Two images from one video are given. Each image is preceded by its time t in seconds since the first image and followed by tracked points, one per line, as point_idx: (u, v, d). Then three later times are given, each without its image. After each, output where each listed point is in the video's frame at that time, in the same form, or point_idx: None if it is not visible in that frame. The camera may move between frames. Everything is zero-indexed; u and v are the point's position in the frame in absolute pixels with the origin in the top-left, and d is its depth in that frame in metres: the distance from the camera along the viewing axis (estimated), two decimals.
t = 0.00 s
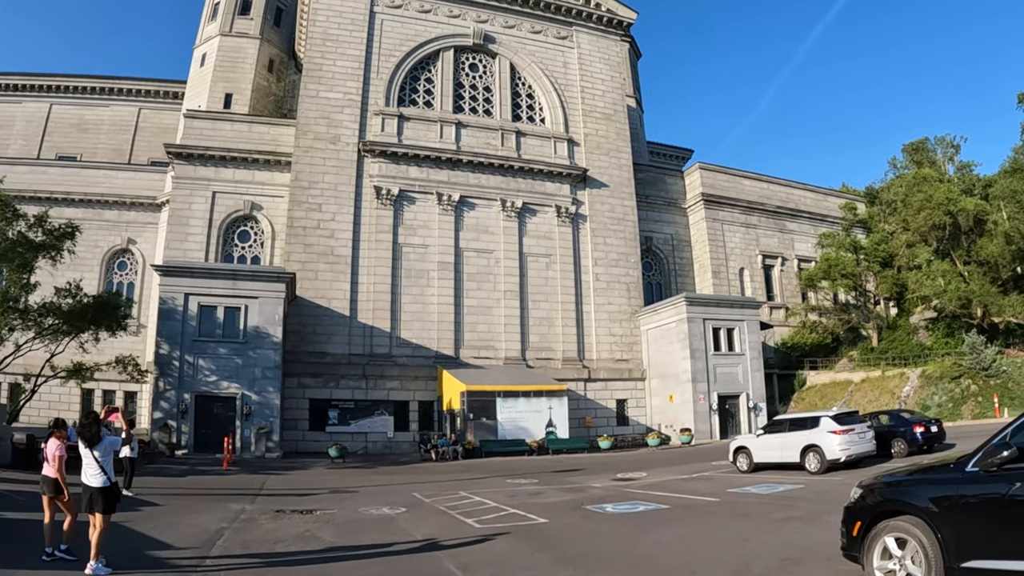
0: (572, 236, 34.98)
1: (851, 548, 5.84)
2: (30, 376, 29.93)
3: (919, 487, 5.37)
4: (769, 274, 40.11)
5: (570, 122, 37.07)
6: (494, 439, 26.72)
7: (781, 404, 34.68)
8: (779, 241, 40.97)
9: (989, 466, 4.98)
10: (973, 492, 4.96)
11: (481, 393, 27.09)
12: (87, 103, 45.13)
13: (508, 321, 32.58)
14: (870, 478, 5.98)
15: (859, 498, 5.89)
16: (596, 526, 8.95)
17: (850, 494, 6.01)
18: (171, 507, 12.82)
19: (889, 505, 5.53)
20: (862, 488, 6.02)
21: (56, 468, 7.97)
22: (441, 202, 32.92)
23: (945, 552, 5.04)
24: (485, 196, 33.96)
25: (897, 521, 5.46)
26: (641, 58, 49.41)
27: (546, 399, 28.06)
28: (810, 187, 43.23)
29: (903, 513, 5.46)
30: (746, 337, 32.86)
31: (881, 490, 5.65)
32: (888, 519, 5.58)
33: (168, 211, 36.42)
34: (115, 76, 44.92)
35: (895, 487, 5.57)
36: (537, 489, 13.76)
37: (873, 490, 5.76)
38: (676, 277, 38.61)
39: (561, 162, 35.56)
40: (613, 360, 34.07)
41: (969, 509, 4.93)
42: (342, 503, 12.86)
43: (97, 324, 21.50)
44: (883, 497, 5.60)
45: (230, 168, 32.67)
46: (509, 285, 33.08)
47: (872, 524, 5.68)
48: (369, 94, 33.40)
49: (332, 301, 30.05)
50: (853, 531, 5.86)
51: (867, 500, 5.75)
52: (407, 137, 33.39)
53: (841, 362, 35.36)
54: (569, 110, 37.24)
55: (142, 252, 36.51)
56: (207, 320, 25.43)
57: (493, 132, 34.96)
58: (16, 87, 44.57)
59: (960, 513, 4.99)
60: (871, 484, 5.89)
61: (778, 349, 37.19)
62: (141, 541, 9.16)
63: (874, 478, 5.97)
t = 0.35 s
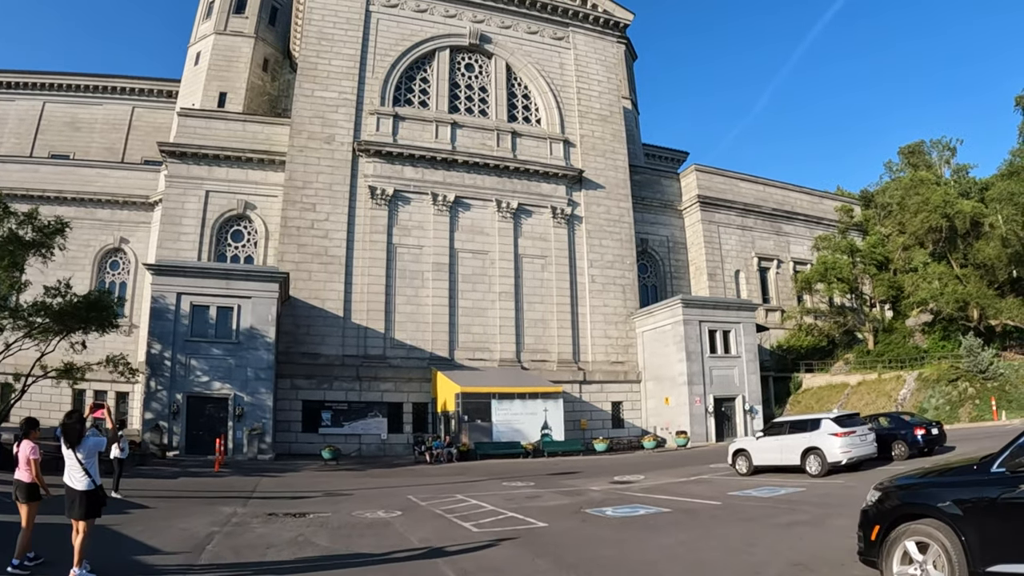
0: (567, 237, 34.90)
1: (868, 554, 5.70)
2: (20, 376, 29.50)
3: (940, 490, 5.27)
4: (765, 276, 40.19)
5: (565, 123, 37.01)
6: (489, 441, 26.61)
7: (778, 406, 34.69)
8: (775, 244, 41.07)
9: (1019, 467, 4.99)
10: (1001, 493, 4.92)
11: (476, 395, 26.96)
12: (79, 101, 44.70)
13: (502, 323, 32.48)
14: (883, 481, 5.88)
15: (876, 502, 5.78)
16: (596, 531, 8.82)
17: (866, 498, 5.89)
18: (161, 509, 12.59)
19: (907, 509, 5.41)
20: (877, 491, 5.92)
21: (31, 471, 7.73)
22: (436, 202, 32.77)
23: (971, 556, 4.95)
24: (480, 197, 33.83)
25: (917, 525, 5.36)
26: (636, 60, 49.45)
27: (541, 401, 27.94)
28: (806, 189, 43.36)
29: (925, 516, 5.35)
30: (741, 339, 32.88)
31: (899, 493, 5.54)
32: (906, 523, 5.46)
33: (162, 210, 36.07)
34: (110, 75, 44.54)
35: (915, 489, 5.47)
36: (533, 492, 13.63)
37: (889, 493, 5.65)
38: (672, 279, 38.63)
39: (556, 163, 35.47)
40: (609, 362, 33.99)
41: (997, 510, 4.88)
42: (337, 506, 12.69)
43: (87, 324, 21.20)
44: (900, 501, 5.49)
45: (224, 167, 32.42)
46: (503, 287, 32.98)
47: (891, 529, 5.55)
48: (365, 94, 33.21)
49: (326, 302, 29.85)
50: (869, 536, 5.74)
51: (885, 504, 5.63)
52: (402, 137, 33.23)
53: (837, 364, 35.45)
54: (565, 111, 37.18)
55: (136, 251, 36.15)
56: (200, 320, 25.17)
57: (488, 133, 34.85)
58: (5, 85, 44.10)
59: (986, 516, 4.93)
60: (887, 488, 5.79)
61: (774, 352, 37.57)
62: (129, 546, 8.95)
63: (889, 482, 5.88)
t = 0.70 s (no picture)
0: (556, 238, 34.81)
1: (880, 560, 5.64)
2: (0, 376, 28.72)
3: (954, 494, 5.24)
4: (753, 278, 40.44)
5: (555, 123, 36.93)
6: (477, 442, 26.46)
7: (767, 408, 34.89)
8: (764, 246, 41.33)
9: None
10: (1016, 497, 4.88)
11: (464, 396, 26.75)
12: (68, 98, 43.65)
13: (490, 324, 32.27)
14: (893, 487, 5.85)
15: (887, 508, 5.73)
16: (590, 535, 8.68)
17: (877, 503, 5.85)
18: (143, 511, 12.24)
19: (920, 514, 5.37)
20: (888, 497, 5.88)
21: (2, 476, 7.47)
22: (425, 201, 32.49)
23: (988, 562, 4.90)
24: (469, 196, 33.63)
25: (932, 530, 5.30)
26: (626, 61, 49.51)
27: (529, 402, 27.79)
28: (796, 192, 43.71)
29: (937, 521, 5.32)
30: (731, 341, 33.02)
31: (911, 498, 5.50)
32: (919, 528, 5.42)
33: (148, 207, 35.32)
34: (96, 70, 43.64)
35: (927, 494, 5.44)
36: (524, 495, 13.47)
37: (901, 499, 5.61)
38: (661, 280, 38.70)
39: (546, 163, 35.38)
40: (597, 363, 33.95)
41: (1011, 513, 4.85)
42: (325, 509, 12.43)
43: (70, 321, 20.63)
44: (912, 506, 5.45)
45: (211, 163, 31.87)
46: (492, 287, 32.79)
47: (903, 534, 5.51)
48: (354, 92, 32.86)
49: (313, 301, 29.47)
50: (881, 542, 5.67)
51: (897, 510, 5.58)
52: (391, 135, 32.91)
53: (826, 367, 35.77)
54: (555, 111, 37.11)
55: (122, 249, 35.37)
56: (185, 318, 24.69)
57: (477, 132, 34.65)
58: None
59: (1001, 519, 4.89)
60: (898, 493, 5.75)
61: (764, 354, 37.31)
62: (106, 551, 8.64)
63: (899, 486, 5.85)
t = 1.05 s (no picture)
0: (539, 236, 34.66)
1: (888, 562, 5.58)
2: None
3: (966, 496, 5.22)
4: (736, 279, 40.84)
5: (539, 120, 36.77)
6: (459, 440, 26.20)
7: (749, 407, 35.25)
8: (746, 246, 41.77)
9: None
10: None
11: (446, 394, 26.46)
12: (46, 89, 42.14)
13: (472, 321, 31.99)
14: (899, 488, 5.81)
15: (895, 510, 5.69)
16: (583, 537, 8.53)
17: (884, 505, 5.80)
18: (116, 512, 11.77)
19: (933, 516, 5.33)
20: (893, 498, 5.84)
21: None
22: (407, 197, 32.06)
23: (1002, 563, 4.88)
24: (453, 192, 33.29)
25: (944, 531, 5.27)
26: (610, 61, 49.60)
27: (511, 401, 27.62)
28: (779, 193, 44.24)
29: (948, 522, 5.29)
30: (713, 341, 33.26)
31: (922, 500, 5.46)
32: (930, 530, 5.38)
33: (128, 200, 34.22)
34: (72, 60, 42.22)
35: (937, 495, 5.40)
36: (510, 495, 13.29)
37: (910, 500, 5.57)
38: (644, 279, 38.84)
39: (530, 161, 35.22)
40: (579, 362, 33.93)
41: None
42: (307, 509, 12.10)
43: (45, 316, 19.88)
44: (923, 508, 5.42)
45: (192, 157, 31.03)
46: (474, 285, 32.51)
47: (913, 536, 5.47)
48: (336, 85, 32.29)
49: (293, 297, 28.90)
50: (890, 545, 5.62)
51: (906, 512, 5.54)
52: (373, 130, 32.42)
53: (807, 367, 36.28)
54: (539, 108, 36.95)
55: (101, 242, 34.22)
56: (163, 313, 23.99)
57: (461, 128, 34.34)
58: None
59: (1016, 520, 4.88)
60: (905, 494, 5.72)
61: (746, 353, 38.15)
62: (77, 555, 8.23)
63: (905, 487, 5.82)
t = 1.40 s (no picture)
0: (533, 235, 34.62)
1: (913, 561, 5.64)
2: None
3: (988, 494, 5.28)
4: (730, 279, 41.08)
5: (533, 119, 36.73)
6: (453, 440, 26.14)
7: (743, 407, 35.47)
8: (740, 247, 41.99)
9: None
10: None
11: (440, 394, 26.40)
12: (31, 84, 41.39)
13: (465, 321, 31.91)
14: (921, 488, 5.87)
15: (916, 509, 5.76)
16: (585, 539, 8.49)
17: (905, 504, 5.87)
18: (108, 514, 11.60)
19: (955, 515, 5.39)
20: (914, 497, 5.90)
21: None
22: (401, 196, 31.90)
23: None
24: (447, 191, 33.17)
25: (968, 530, 5.32)
26: (604, 60, 49.63)
27: (506, 401, 27.58)
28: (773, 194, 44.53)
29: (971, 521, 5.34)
30: (708, 341, 33.39)
31: (943, 499, 5.53)
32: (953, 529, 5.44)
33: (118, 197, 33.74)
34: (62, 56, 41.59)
35: (959, 494, 5.45)
36: (509, 495, 13.24)
37: (932, 500, 5.64)
38: (637, 279, 38.95)
39: (524, 160, 35.19)
40: (573, 362, 33.96)
41: None
42: (304, 511, 11.98)
43: (36, 314, 19.56)
44: (945, 507, 5.48)
45: (184, 154, 30.69)
46: (468, 284, 32.43)
47: (936, 536, 5.52)
48: (330, 83, 32.05)
49: (287, 296, 28.68)
50: (914, 544, 5.68)
51: (928, 512, 5.61)
52: (367, 128, 32.22)
53: (801, 368, 36.62)
54: (534, 107, 36.91)
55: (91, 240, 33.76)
56: (155, 312, 23.70)
57: (455, 126, 34.22)
58: None
59: None
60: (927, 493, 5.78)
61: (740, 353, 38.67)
62: (70, 559, 8.07)
63: (926, 486, 5.88)
